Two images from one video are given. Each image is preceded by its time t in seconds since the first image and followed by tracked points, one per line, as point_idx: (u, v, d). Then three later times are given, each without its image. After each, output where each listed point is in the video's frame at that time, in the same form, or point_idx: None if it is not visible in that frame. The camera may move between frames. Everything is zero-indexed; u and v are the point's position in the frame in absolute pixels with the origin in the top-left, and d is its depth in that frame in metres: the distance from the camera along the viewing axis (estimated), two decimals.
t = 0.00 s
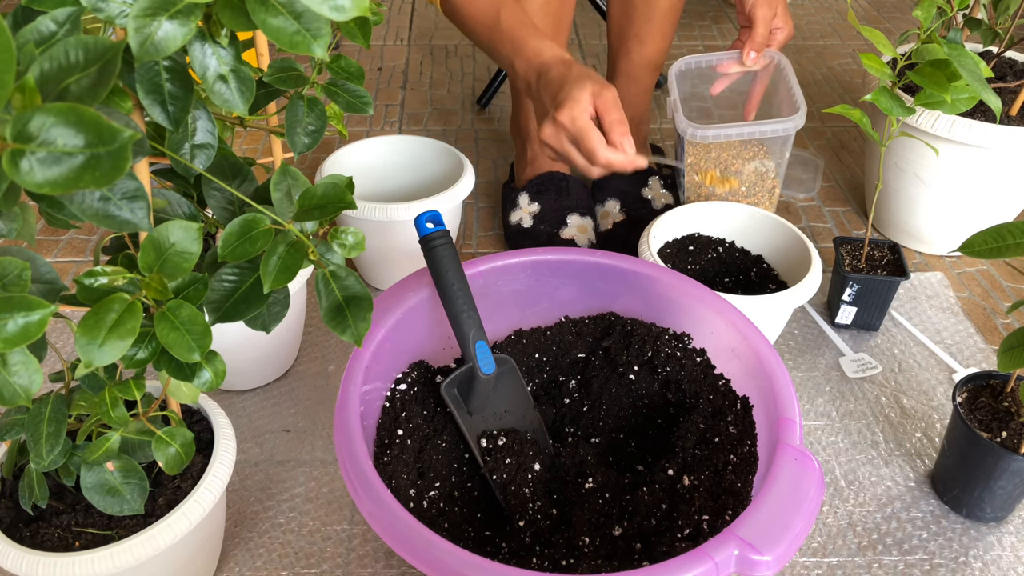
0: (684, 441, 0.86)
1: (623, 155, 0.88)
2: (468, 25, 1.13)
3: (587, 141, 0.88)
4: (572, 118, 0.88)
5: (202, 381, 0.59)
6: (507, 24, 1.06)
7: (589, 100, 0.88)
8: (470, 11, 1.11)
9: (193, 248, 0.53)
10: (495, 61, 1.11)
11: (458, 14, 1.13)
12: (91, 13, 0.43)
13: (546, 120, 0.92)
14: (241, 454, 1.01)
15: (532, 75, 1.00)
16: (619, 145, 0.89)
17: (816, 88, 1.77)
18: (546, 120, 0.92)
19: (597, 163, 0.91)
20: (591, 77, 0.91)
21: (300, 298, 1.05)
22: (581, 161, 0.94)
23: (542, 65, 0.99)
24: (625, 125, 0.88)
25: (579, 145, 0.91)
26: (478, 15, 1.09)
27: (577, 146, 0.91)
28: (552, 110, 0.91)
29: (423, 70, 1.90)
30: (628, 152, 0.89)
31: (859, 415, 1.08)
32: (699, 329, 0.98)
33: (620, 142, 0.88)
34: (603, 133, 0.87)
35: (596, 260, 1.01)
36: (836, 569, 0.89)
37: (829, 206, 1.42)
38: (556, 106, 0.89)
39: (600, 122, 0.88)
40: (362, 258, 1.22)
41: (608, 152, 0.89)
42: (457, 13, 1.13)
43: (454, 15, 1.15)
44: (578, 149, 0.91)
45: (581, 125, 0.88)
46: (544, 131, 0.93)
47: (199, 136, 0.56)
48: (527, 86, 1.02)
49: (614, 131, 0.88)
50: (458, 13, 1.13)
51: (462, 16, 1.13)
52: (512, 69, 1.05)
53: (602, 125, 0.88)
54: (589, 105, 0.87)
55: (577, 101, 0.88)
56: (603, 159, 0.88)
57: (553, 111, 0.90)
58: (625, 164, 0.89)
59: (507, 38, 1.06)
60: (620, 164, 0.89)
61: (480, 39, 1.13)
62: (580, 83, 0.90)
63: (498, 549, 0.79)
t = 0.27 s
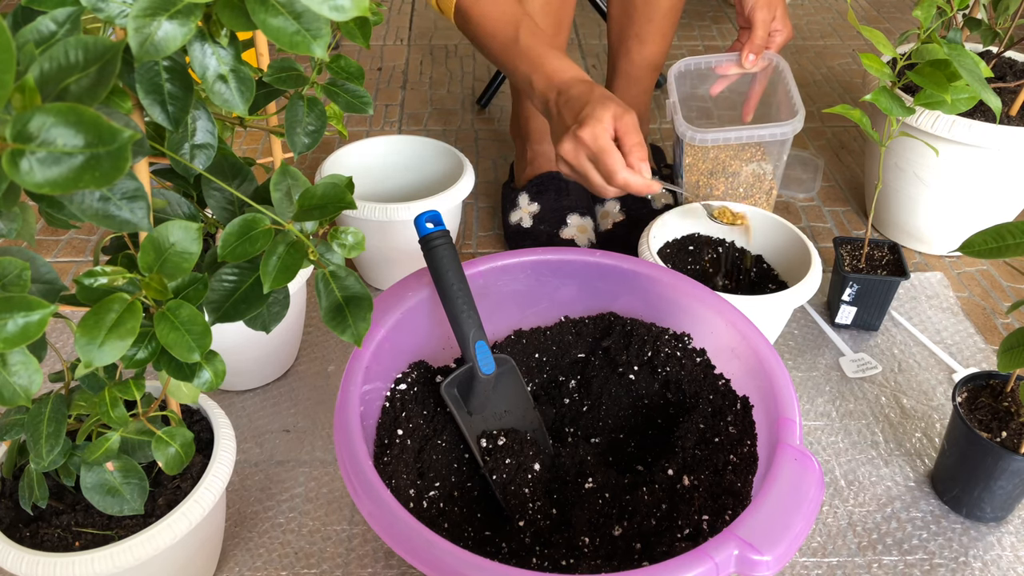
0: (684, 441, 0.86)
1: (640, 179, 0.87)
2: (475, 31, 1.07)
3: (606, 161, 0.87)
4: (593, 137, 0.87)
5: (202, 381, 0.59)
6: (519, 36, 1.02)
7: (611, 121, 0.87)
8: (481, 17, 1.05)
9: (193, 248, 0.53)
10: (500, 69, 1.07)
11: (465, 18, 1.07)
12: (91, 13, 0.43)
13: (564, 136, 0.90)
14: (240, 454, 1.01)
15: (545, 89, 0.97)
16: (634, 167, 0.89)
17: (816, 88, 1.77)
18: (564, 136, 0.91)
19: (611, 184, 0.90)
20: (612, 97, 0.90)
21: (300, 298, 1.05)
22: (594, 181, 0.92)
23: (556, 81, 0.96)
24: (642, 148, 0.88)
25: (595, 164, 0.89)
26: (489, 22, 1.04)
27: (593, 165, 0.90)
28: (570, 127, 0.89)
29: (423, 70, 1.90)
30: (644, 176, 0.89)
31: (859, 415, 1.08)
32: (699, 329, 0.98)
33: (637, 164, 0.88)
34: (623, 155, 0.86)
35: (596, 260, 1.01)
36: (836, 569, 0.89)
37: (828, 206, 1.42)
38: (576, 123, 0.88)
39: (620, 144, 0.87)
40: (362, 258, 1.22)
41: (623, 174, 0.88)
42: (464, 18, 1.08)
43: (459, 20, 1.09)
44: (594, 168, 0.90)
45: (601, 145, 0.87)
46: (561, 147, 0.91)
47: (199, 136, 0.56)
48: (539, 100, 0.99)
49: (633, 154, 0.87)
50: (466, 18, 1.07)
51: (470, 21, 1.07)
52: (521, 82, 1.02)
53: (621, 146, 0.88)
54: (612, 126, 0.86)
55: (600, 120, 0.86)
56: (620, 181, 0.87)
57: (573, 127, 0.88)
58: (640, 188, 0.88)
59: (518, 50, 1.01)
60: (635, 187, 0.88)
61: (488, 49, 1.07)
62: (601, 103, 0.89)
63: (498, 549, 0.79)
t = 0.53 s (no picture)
0: (684, 441, 0.86)
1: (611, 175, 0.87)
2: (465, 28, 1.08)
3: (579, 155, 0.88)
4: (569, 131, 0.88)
5: (202, 381, 0.59)
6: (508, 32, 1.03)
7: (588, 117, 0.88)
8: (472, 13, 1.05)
9: (193, 248, 0.53)
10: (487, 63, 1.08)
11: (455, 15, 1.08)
12: (91, 13, 0.43)
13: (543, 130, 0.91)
14: (240, 454, 1.01)
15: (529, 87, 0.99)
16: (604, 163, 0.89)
17: (816, 88, 1.77)
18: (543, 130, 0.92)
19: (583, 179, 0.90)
20: (593, 96, 0.91)
21: (300, 298, 1.05)
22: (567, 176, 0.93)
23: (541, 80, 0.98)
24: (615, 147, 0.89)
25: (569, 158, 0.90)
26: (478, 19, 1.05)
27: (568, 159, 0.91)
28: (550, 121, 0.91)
29: (423, 70, 1.90)
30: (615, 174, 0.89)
31: (859, 415, 1.08)
32: (699, 329, 0.98)
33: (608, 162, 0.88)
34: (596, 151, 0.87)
35: (596, 260, 1.01)
36: (836, 569, 0.89)
37: (829, 206, 1.42)
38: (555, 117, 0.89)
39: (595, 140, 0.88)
40: (362, 258, 1.22)
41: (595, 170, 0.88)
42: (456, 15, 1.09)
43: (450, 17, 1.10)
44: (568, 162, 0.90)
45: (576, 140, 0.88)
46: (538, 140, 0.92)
47: (199, 136, 0.56)
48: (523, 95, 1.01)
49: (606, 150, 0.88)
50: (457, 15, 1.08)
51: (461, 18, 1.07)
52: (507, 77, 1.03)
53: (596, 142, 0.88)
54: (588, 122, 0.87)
55: (577, 116, 0.88)
56: (591, 176, 0.88)
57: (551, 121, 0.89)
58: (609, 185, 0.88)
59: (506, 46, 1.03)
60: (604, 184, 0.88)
61: (477, 44, 1.08)
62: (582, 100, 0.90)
63: (498, 549, 0.79)
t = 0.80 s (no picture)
0: (684, 441, 0.86)
1: (667, 145, 0.81)
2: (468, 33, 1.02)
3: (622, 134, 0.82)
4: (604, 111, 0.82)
5: (202, 381, 0.59)
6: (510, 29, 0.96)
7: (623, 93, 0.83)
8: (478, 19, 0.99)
9: (193, 248, 0.53)
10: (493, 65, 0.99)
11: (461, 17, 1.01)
12: (90, 13, 0.43)
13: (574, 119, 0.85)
14: (240, 454, 1.01)
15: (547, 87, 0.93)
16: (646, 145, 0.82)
17: (816, 88, 1.77)
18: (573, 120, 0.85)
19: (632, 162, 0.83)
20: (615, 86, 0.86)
21: (300, 298, 1.05)
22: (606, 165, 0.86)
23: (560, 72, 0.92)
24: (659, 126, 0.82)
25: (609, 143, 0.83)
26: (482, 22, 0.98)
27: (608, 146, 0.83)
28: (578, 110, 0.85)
29: (423, 70, 1.90)
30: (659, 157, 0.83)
31: (859, 414, 1.08)
32: (699, 329, 0.98)
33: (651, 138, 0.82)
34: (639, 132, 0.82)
35: (596, 260, 1.01)
36: (836, 569, 0.89)
37: (828, 206, 1.42)
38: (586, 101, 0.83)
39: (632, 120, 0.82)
40: (362, 258, 1.23)
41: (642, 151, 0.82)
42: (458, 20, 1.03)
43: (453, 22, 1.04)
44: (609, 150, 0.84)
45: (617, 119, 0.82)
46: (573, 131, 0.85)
47: (199, 136, 0.56)
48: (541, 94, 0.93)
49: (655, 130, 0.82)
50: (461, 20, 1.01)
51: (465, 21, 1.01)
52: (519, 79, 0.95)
53: (635, 122, 0.82)
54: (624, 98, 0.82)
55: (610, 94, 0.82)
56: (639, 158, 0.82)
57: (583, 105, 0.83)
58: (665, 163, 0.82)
59: (512, 44, 0.95)
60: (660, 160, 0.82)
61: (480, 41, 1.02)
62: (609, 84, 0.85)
63: (498, 549, 0.79)
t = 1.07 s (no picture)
0: (684, 441, 0.86)
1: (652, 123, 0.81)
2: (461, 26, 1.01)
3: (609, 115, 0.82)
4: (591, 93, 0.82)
5: (202, 381, 0.59)
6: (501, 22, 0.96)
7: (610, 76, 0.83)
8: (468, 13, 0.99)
9: (193, 248, 0.53)
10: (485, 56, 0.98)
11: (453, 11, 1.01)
12: (91, 13, 0.43)
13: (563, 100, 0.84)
14: (240, 454, 1.01)
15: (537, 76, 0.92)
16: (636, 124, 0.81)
17: (816, 88, 1.77)
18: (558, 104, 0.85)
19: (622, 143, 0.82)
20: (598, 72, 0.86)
21: (300, 298, 1.05)
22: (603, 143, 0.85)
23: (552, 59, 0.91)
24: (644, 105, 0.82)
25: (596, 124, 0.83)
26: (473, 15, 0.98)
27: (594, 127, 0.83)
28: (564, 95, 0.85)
29: (423, 70, 1.90)
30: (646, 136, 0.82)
31: (859, 414, 1.08)
32: (699, 329, 0.98)
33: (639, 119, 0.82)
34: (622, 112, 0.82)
35: (596, 260, 1.01)
36: (836, 569, 0.89)
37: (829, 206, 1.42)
38: (572, 84, 0.83)
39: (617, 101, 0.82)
40: (362, 258, 1.22)
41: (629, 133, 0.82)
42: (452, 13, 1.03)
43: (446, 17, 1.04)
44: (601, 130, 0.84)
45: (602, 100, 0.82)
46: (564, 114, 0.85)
47: (199, 136, 0.56)
48: (530, 84, 0.92)
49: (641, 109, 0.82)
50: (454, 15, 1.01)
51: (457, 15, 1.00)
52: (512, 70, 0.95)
53: (620, 104, 0.82)
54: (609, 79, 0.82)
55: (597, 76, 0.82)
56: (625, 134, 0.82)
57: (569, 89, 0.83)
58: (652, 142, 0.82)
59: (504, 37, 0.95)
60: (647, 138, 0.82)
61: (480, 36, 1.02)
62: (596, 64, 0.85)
63: (498, 549, 0.79)
